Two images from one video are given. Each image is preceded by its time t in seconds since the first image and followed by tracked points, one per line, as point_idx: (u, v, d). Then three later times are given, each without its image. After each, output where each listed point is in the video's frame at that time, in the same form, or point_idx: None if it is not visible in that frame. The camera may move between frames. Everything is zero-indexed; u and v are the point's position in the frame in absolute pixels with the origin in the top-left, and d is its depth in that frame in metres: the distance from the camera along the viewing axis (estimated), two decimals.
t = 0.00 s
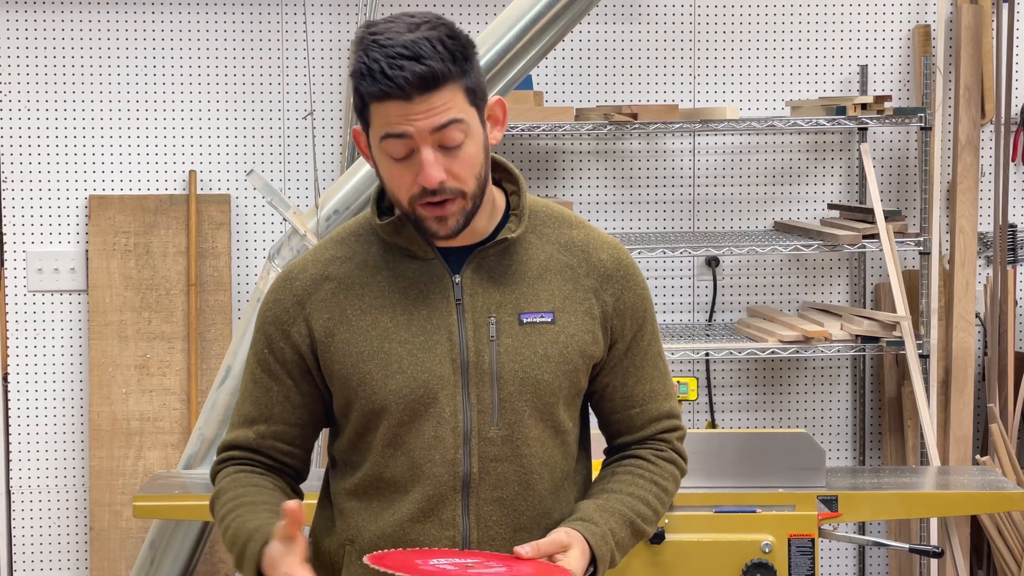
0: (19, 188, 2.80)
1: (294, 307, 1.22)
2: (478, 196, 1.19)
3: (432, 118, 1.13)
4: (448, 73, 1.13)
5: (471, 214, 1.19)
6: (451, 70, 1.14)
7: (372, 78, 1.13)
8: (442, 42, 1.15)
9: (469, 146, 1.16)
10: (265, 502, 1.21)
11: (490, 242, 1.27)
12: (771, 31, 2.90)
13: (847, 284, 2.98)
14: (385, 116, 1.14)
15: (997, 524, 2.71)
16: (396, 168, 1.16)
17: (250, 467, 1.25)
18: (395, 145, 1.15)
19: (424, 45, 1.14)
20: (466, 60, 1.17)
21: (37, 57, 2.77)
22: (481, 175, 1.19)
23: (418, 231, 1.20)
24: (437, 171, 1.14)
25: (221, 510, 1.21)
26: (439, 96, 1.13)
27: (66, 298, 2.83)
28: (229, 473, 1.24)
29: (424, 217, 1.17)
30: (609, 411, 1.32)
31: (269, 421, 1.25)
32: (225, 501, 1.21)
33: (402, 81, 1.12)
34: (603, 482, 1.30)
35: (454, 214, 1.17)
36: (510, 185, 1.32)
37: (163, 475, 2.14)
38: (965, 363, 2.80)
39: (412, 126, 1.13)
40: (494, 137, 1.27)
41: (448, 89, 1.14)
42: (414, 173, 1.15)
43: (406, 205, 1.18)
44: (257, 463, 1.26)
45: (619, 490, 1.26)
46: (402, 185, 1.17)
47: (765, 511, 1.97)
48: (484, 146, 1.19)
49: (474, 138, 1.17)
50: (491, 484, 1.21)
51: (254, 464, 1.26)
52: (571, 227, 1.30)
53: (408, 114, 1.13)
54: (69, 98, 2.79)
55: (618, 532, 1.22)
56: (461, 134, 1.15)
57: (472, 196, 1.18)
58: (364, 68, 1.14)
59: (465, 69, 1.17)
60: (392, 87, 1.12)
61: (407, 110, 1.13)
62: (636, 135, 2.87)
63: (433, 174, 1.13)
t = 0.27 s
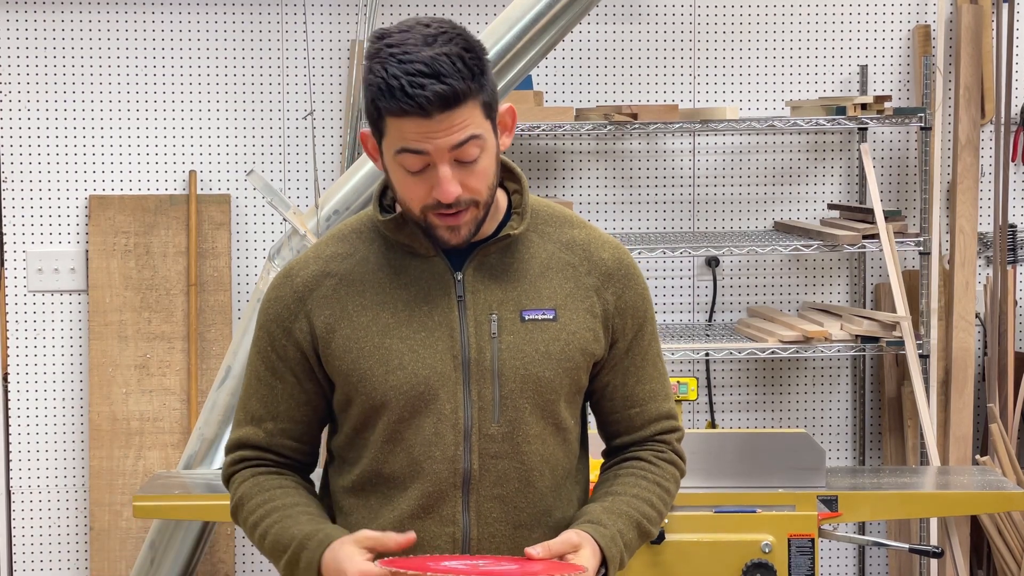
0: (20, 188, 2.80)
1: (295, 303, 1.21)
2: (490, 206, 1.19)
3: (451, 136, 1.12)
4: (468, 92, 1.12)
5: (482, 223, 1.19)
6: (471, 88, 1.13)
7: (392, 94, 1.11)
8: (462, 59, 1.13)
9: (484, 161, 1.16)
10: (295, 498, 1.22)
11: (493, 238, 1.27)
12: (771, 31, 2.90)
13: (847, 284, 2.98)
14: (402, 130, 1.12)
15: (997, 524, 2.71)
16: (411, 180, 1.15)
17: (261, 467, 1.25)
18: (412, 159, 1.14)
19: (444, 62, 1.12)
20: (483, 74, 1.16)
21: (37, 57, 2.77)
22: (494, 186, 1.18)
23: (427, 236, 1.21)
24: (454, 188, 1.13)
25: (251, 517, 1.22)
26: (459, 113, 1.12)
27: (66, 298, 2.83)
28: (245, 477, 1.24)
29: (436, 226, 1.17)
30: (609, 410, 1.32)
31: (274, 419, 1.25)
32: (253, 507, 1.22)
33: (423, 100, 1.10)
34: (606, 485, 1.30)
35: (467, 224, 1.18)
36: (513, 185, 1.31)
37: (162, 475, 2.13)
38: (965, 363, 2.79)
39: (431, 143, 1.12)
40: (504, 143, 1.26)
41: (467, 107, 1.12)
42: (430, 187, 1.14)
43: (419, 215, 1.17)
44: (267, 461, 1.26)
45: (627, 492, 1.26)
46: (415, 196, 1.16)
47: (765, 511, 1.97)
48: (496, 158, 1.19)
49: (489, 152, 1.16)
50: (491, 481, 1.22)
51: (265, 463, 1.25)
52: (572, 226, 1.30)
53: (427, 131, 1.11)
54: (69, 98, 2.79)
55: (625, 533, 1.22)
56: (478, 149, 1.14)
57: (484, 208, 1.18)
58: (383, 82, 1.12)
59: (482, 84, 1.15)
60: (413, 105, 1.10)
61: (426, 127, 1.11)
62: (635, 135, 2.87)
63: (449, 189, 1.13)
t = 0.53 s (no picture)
0: (19, 188, 2.80)
1: (300, 303, 1.21)
2: (495, 183, 1.19)
3: (454, 97, 1.14)
4: (471, 53, 1.15)
5: (489, 200, 1.19)
6: (474, 51, 1.16)
7: (395, 56, 1.14)
8: (466, 25, 1.17)
9: (488, 130, 1.17)
10: (299, 501, 1.23)
11: (499, 239, 1.27)
12: (772, 31, 2.90)
13: (847, 284, 2.98)
14: (406, 95, 1.14)
15: (996, 524, 2.71)
16: (415, 151, 1.16)
17: (261, 468, 1.24)
18: (416, 125, 1.15)
19: (447, 26, 1.16)
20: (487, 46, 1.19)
21: (37, 57, 2.77)
22: (499, 161, 1.19)
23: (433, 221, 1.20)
24: (459, 152, 1.14)
25: (257, 524, 1.22)
26: (461, 75, 1.14)
27: (66, 298, 2.83)
28: (246, 481, 1.23)
29: (442, 201, 1.16)
30: (611, 411, 1.32)
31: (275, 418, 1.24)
32: (258, 514, 1.22)
33: (427, 57, 1.13)
34: (612, 491, 1.29)
35: (474, 197, 1.17)
36: (517, 185, 1.31)
37: (162, 475, 2.13)
38: (965, 363, 2.80)
39: (435, 104, 1.14)
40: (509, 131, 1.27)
41: (470, 69, 1.15)
42: (435, 155, 1.15)
43: (424, 191, 1.17)
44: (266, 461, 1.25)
45: (631, 492, 1.26)
46: (421, 169, 1.16)
47: (765, 511, 1.97)
48: (501, 133, 1.20)
49: (492, 122, 1.18)
50: (494, 482, 1.21)
51: (265, 464, 1.24)
52: (576, 226, 1.31)
53: (430, 92, 1.13)
54: (69, 98, 2.79)
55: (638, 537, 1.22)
56: (481, 115, 1.16)
57: (491, 182, 1.18)
58: (388, 46, 1.15)
59: (485, 54, 1.18)
60: (416, 63, 1.13)
61: (430, 88, 1.13)
62: (636, 134, 2.87)
63: (454, 153, 1.13)
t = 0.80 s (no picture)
0: (19, 188, 2.80)
1: (301, 303, 1.21)
2: (478, 176, 1.19)
3: (430, 85, 1.16)
4: (449, 43, 1.17)
5: (471, 192, 1.18)
6: (453, 41, 1.18)
7: (375, 46, 1.17)
8: (448, 18, 1.19)
9: (468, 120, 1.18)
10: (298, 501, 1.21)
11: (500, 240, 1.28)
12: (771, 31, 2.90)
13: (847, 284, 2.98)
14: (386, 84, 1.17)
15: (996, 524, 2.71)
16: (396, 139, 1.18)
17: (260, 468, 1.23)
18: (395, 113, 1.17)
19: (429, 18, 1.18)
20: (471, 40, 1.21)
21: (37, 57, 2.77)
22: (481, 153, 1.19)
23: (418, 213, 1.20)
24: (434, 138, 1.15)
25: (256, 524, 1.20)
26: (439, 63, 1.16)
27: (66, 298, 2.83)
28: (245, 480, 1.21)
29: (421, 190, 1.17)
30: (614, 409, 1.32)
31: (273, 418, 1.23)
32: (258, 514, 1.20)
33: (403, 45, 1.16)
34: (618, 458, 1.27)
35: (453, 187, 1.17)
36: (520, 187, 1.32)
37: (162, 475, 2.12)
38: (965, 363, 2.80)
39: (412, 92, 1.16)
40: (503, 130, 1.28)
41: (448, 58, 1.17)
42: (412, 142, 1.16)
43: (405, 180, 1.18)
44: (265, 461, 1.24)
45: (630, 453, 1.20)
46: (401, 158, 1.17)
47: (765, 511, 1.96)
48: (486, 125, 1.21)
49: (474, 113, 1.19)
50: (495, 483, 1.21)
51: (264, 464, 1.23)
52: (578, 227, 1.31)
53: (408, 80, 1.16)
54: (69, 98, 2.79)
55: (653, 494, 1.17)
56: (460, 105, 1.17)
57: (471, 172, 1.18)
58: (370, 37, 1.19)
59: (468, 47, 1.20)
60: (393, 51, 1.15)
61: (407, 75, 1.16)
62: (636, 134, 2.87)
63: (429, 139, 1.15)
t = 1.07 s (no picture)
0: (19, 188, 2.80)
1: (302, 307, 1.21)
2: (468, 176, 1.19)
3: (416, 86, 1.16)
4: (434, 43, 1.17)
5: (461, 192, 1.18)
6: (438, 41, 1.18)
7: (362, 50, 1.17)
8: (433, 18, 1.19)
9: (456, 120, 1.18)
10: (306, 501, 1.22)
11: (497, 239, 1.28)
12: (771, 31, 2.90)
13: (847, 284, 2.98)
14: (373, 87, 1.18)
15: (996, 524, 2.71)
16: (384, 142, 1.18)
17: (264, 471, 1.23)
18: (382, 116, 1.18)
19: (414, 20, 1.18)
20: (458, 40, 1.21)
21: (37, 57, 2.77)
22: (471, 153, 1.19)
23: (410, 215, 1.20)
24: (420, 139, 1.15)
25: (264, 525, 1.20)
26: (424, 64, 1.16)
27: (66, 298, 2.83)
28: (251, 484, 1.22)
29: (411, 192, 1.17)
30: (606, 407, 1.32)
31: (276, 422, 1.23)
32: (266, 515, 1.20)
33: (388, 48, 1.16)
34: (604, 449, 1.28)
35: (442, 188, 1.17)
36: (517, 185, 1.33)
37: (162, 475, 2.12)
38: (965, 363, 2.80)
39: (398, 94, 1.16)
40: (494, 129, 1.28)
41: (433, 59, 1.17)
42: (399, 144, 1.16)
43: (395, 182, 1.18)
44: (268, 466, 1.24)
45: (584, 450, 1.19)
46: (390, 161, 1.18)
47: (765, 511, 1.96)
48: (475, 124, 1.20)
49: (462, 113, 1.18)
50: (496, 483, 1.21)
51: (269, 467, 1.24)
52: (574, 225, 1.31)
53: (394, 82, 1.16)
54: (69, 98, 2.79)
55: (614, 495, 1.19)
56: (446, 105, 1.17)
57: (460, 171, 1.18)
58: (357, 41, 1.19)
59: (455, 46, 1.20)
60: (378, 54, 1.16)
61: (393, 78, 1.16)
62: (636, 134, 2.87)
63: (416, 141, 1.15)
